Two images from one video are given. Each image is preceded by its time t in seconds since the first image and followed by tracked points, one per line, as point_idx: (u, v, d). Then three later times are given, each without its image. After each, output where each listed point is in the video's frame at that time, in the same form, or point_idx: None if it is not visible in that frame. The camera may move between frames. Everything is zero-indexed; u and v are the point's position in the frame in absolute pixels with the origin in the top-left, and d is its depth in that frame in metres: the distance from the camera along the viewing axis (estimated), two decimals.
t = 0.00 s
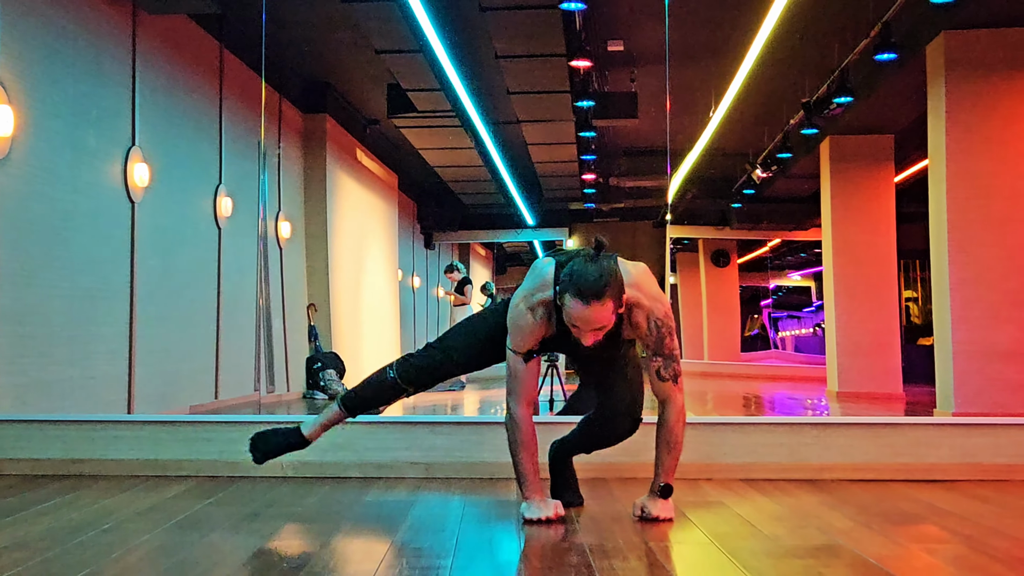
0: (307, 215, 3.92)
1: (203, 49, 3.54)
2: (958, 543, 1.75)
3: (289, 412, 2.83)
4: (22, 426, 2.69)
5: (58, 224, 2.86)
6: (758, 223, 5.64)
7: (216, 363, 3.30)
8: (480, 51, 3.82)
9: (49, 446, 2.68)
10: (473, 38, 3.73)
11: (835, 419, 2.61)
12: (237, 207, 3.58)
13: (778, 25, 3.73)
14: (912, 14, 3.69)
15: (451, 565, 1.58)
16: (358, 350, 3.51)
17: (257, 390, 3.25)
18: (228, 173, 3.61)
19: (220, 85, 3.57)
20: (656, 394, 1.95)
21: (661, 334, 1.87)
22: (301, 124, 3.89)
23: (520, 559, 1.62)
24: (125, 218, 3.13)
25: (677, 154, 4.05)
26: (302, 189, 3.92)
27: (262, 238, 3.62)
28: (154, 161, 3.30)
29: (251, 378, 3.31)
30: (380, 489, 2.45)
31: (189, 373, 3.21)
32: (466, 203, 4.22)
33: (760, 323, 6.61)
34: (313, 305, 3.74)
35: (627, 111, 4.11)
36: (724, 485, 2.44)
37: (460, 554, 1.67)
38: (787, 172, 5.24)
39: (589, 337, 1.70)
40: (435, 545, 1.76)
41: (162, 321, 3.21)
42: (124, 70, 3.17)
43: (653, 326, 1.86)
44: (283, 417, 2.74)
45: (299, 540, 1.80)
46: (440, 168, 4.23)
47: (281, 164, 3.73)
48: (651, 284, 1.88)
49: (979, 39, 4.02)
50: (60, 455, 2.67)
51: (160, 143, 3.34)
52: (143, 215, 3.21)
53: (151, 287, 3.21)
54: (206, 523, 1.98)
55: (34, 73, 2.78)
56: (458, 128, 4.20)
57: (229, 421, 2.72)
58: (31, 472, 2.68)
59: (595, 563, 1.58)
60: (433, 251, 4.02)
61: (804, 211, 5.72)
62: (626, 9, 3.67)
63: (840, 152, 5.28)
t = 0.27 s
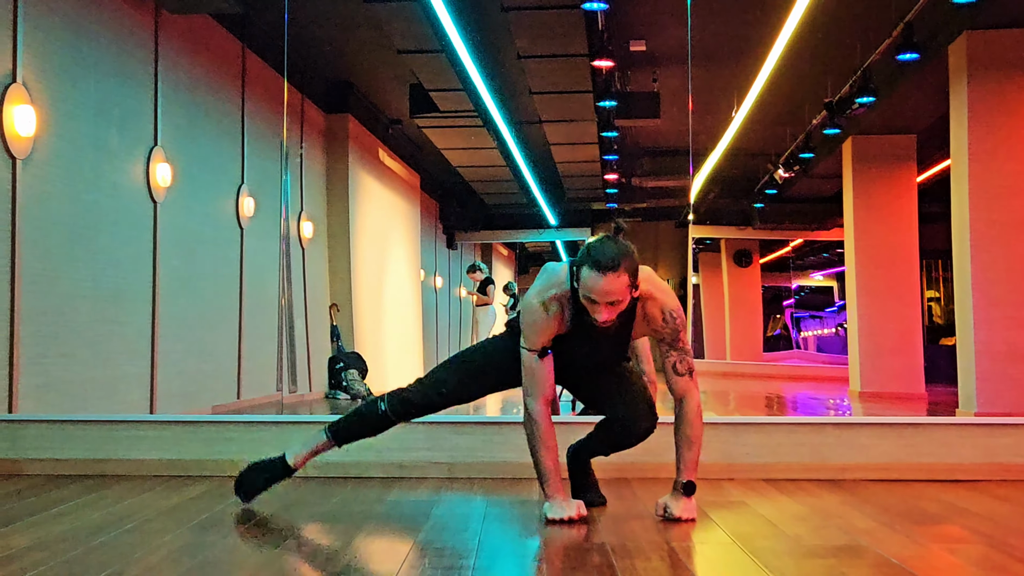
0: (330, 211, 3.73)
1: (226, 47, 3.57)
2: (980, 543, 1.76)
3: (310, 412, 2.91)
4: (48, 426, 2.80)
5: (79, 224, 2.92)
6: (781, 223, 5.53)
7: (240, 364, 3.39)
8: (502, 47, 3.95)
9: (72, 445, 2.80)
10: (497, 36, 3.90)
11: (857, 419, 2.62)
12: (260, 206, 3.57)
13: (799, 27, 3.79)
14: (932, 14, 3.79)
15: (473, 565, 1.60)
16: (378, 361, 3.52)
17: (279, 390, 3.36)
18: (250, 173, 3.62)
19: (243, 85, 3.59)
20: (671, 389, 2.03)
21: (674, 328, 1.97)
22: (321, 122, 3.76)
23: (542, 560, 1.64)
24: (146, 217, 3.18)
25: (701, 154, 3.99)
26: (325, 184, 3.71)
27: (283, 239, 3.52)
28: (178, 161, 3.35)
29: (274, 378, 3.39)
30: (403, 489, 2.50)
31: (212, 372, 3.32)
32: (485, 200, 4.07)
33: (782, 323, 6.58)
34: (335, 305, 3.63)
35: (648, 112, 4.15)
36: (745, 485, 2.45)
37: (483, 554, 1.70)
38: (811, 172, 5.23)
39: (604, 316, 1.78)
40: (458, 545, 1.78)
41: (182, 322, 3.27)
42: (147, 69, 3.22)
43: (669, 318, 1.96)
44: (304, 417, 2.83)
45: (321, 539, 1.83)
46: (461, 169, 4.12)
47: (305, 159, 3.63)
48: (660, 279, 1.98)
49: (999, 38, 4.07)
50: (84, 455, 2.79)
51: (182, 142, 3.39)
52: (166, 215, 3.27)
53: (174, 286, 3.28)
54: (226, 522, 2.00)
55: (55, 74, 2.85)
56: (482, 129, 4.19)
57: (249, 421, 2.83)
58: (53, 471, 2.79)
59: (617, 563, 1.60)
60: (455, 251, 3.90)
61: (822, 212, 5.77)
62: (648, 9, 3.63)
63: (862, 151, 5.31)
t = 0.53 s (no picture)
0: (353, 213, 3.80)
1: (249, 48, 3.66)
2: (1002, 543, 1.76)
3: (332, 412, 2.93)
4: (72, 426, 2.77)
5: (101, 220, 3.02)
6: (804, 222, 5.11)
7: (262, 364, 3.49)
8: (526, 47, 3.91)
9: (94, 446, 2.77)
10: (522, 37, 3.85)
11: (879, 419, 2.62)
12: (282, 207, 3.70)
13: (820, 28, 3.85)
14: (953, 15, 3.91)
15: (496, 565, 1.63)
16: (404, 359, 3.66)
17: (303, 390, 3.38)
18: (273, 173, 3.78)
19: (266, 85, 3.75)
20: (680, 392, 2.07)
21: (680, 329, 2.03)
22: (344, 122, 3.78)
23: (565, 560, 1.67)
24: (169, 217, 3.32)
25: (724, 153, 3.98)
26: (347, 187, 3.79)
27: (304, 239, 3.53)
28: (199, 161, 3.50)
29: (296, 378, 3.41)
30: (425, 489, 2.53)
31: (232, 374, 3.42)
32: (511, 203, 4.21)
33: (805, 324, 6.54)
34: (358, 305, 3.69)
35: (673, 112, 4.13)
36: (767, 485, 2.46)
37: (506, 555, 1.73)
38: (831, 172, 5.10)
39: (607, 302, 1.83)
40: (481, 545, 1.81)
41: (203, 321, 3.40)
42: (168, 68, 3.36)
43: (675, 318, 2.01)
44: (329, 417, 2.83)
45: (343, 540, 1.86)
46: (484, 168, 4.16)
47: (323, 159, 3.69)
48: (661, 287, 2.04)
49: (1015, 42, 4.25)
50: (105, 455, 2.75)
51: (202, 140, 3.53)
52: (188, 215, 3.41)
53: (196, 285, 3.40)
54: (247, 522, 2.03)
55: (77, 73, 2.94)
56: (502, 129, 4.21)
57: (272, 422, 2.81)
58: (73, 472, 2.75)
59: (640, 564, 1.63)
60: (478, 251, 4.16)
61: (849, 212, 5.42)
62: (670, 9, 3.63)
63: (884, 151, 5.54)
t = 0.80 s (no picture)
0: (374, 218, 4.16)
1: (270, 48, 3.67)
2: None
3: (354, 412, 2.98)
4: (96, 426, 2.85)
5: (128, 223, 3.06)
6: (824, 222, 5.16)
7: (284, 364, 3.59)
8: (547, 48, 3.91)
9: (118, 445, 2.84)
10: (542, 38, 3.86)
11: (902, 419, 2.62)
12: (303, 206, 3.84)
13: (842, 25, 3.89)
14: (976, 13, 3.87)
15: (516, 565, 1.66)
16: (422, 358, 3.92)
17: (323, 390, 3.50)
18: (294, 173, 3.87)
19: (287, 86, 3.81)
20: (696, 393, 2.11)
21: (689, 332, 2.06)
22: (365, 121, 3.98)
23: (586, 560, 1.69)
24: (191, 216, 3.30)
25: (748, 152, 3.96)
26: (369, 189, 4.14)
27: (326, 238, 3.82)
28: (221, 161, 3.47)
29: (318, 377, 3.55)
30: (447, 489, 2.57)
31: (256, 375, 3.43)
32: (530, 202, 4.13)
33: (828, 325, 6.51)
34: (380, 305, 4.03)
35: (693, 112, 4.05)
36: (789, 485, 2.47)
37: (529, 554, 1.76)
38: (853, 172, 5.05)
39: (612, 300, 1.88)
40: (503, 545, 1.85)
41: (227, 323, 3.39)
42: (191, 69, 3.35)
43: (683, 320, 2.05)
44: (350, 417, 2.87)
45: (365, 539, 1.89)
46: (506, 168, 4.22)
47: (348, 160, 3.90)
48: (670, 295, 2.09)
49: None
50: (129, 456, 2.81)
51: (223, 142, 3.51)
52: (207, 216, 3.37)
53: (218, 288, 3.38)
54: (268, 522, 2.07)
55: (99, 75, 2.96)
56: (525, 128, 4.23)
57: (295, 421, 2.86)
58: (97, 471, 2.81)
59: (661, 564, 1.65)
60: (501, 251, 4.24)
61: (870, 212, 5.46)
62: (691, 9, 3.63)
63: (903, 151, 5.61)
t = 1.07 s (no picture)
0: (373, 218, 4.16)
1: (269, 46, 3.65)
2: None
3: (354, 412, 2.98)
4: (94, 426, 2.78)
5: (128, 224, 3.05)
6: (823, 221, 5.22)
7: (284, 364, 3.58)
8: (546, 50, 3.90)
9: (118, 445, 2.78)
10: (542, 39, 3.83)
11: (902, 419, 2.62)
12: (302, 206, 3.83)
13: (842, 26, 3.85)
14: (977, 14, 3.83)
15: (517, 565, 1.66)
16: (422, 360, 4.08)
17: (323, 390, 3.39)
18: (294, 174, 3.87)
19: (287, 86, 3.80)
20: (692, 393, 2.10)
21: (685, 332, 2.05)
22: (365, 122, 4.04)
23: (586, 560, 1.69)
24: (191, 217, 3.34)
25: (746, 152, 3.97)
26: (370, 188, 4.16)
27: (326, 238, 3.74)
28: (221, 160, 3.50)
29: (318, 378, 3.46)
30: (447, 489, 2.57)
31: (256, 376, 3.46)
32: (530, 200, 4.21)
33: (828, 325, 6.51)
34: (380, 305, 4.02)
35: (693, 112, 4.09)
36: (789, 485, 2.47)
37: (529, 554, 1.76)
38: (853, 172, 5.14)
39: (603, 301, 1.88)
40: (504, 545, 1.84)
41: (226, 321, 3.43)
42: (190, 68, 3.36)
43: (680, 322, 2.05)
44: (348, 417, 2.86)
45: (365, 539, 1.89)
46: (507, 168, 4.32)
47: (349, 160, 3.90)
48: (664, 296, 2.09)
49: None
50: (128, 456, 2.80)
51: (224, 142, 3.53)
52: (208, 215, 3.42)
53: (217, 283, 3.44)
54: (269, 522, 2.07)
55: (99, 74, 2.96)
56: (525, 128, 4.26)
57: (294, 422, 2.85)
58: (97, 472, 2.75)
59: (663, 564, 1.65)
60: (500, 250, 4.28)
61: (870, 212, 5.69)
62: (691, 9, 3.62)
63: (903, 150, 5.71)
